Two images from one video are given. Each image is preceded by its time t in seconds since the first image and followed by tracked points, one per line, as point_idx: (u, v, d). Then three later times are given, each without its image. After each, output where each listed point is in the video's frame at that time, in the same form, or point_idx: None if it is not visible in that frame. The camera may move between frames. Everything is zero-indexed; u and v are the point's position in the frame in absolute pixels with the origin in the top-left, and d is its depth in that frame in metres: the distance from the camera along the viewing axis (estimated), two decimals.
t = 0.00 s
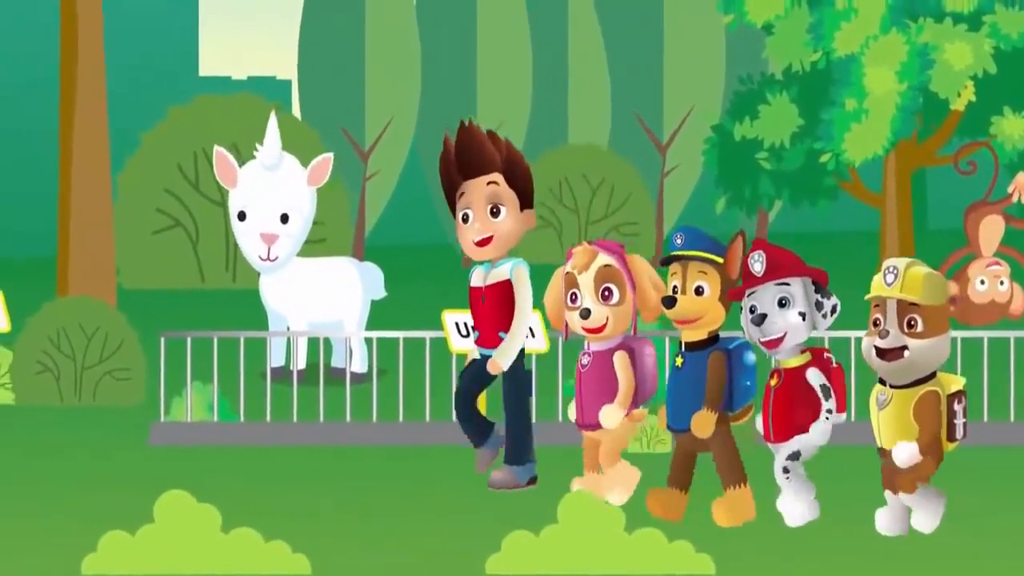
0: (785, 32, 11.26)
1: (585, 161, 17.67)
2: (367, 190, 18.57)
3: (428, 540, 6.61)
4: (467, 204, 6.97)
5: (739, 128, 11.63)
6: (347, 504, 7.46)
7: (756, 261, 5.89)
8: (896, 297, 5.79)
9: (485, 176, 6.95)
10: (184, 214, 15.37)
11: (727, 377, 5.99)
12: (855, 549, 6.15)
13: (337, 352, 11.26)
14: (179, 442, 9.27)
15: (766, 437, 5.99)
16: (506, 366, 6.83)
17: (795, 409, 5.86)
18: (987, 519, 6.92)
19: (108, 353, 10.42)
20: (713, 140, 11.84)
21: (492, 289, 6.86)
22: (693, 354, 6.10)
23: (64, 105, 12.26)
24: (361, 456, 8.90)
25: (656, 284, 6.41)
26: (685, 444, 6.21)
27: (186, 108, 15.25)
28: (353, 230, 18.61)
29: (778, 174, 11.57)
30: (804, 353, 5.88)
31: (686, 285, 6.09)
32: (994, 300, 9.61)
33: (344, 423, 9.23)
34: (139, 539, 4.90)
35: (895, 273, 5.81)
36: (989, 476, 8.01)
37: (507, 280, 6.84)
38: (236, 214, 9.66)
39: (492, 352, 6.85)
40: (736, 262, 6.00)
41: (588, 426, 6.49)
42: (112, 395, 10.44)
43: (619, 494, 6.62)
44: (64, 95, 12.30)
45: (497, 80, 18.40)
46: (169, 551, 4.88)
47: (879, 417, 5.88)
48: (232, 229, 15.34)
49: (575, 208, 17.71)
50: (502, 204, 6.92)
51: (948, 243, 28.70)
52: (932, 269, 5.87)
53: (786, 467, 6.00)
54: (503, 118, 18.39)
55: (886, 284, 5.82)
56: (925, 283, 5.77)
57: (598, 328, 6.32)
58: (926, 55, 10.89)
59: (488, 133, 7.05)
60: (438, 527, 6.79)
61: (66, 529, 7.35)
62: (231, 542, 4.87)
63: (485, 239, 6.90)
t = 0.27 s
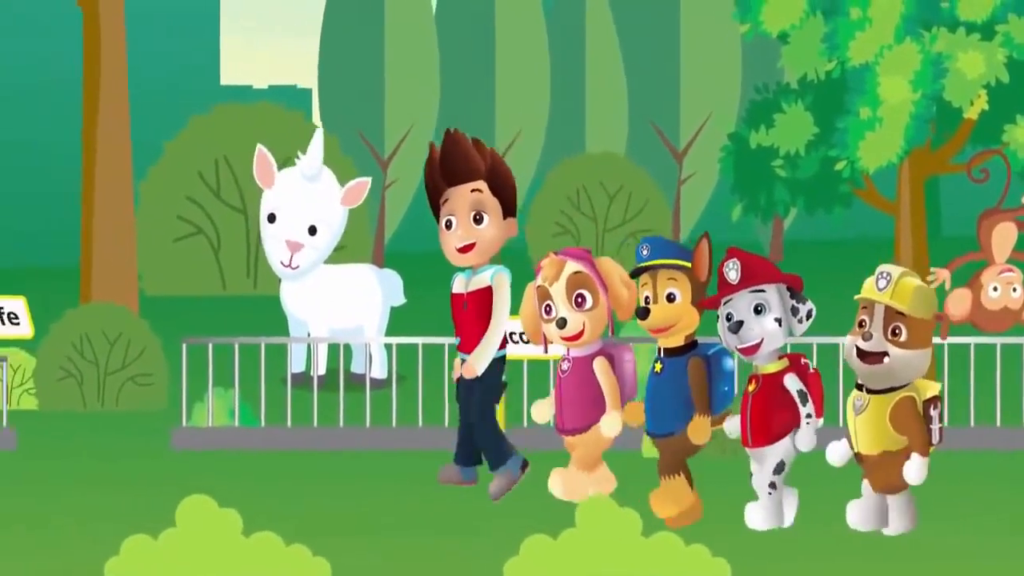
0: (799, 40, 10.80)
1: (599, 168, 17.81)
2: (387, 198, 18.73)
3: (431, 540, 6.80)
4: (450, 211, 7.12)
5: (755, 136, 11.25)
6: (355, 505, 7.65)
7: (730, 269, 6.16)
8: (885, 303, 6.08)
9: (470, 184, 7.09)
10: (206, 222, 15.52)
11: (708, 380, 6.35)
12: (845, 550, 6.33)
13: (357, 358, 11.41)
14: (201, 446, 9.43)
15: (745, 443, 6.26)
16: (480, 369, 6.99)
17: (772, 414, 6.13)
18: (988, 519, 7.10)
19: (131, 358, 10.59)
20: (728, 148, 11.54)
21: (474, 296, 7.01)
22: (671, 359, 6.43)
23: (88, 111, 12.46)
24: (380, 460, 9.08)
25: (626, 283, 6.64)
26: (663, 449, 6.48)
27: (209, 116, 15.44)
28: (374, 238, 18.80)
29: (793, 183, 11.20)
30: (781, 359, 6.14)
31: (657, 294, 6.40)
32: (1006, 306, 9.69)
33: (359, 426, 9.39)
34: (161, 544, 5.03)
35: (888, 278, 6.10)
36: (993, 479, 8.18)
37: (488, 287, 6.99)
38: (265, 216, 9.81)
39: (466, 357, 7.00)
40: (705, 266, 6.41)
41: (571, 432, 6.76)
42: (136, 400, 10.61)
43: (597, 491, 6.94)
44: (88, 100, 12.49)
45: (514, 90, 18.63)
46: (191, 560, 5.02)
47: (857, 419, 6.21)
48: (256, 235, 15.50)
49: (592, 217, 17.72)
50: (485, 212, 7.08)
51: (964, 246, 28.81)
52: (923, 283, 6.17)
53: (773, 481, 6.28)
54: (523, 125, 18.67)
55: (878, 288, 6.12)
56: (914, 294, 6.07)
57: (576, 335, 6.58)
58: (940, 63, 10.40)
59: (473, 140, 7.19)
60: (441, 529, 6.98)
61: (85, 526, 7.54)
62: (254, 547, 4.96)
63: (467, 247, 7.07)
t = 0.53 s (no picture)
0: (817, 51, 10.90)
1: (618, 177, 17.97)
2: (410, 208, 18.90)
3: (438, 544, 6.92)
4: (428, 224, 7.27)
5: (772, 146, 11.21)
6: (367, 509, 7.78)
7: (727, 272, 6.10)
8: (859, 310, 5.98)
9: (445, 196, 7.25)
10: (231, 230, 15.62)
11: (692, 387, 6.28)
12: (839, 555, 6.40)
13: (380, 364, 11.53)
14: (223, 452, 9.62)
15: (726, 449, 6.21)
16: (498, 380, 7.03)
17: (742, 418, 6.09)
18: (995, 527, 7.20)
19: (156, 365, 10.78)
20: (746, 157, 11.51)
21: (459, 303, 7.08)
22: (654, 366, 6.37)
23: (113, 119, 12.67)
24: (399, 466, 9.23)
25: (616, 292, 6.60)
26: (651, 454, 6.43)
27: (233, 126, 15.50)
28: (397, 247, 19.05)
29: (811, 191, 11.26)
30: (762, 366, 6.09)
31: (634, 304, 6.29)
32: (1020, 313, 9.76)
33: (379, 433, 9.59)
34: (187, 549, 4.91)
35: (860, 287, 6.01)
36: (1002, 486, 8.29)
37: (474, 294, 7.07)
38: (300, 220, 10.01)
39: (483, 367, 7.04)
40: (678, 271, 6.24)
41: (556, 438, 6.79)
42: (161, 406, 10.80)
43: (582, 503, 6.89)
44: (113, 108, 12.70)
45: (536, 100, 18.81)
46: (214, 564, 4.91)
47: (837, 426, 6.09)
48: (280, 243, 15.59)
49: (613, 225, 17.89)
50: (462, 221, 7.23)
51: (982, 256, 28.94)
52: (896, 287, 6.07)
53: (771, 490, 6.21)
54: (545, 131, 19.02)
55: (851, 296, 6.01)
56: (888, 299, 5.97)
57: (560, 342, 6.60)
58: (956, 74, 10.58)
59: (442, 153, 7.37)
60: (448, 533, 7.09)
61: (103, 529, 7.71)
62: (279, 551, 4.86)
63: (448, 257, 7.21)
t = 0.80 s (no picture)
0: (836, 63, 11.09)
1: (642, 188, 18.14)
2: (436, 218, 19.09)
3: (452, 547, 7.09)
4: (417, 235, 7.26)
5: (791, 156, 11.37)
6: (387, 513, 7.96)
7: (711, 281, 6.29)
8: (831, 320, 6.13)
9: (434, 206, 7.24)
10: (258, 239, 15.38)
11: (674, 397, 6.42)
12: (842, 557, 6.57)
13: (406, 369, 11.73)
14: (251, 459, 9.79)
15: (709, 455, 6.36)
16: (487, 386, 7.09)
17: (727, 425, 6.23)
18: (1002, 530, 7.37)
19: (185, 372, 10.98)
20: (767, 167, 11.62)
21: (448, 311, 7.14)
22: (640, 373, 6.50)
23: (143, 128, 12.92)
24: (422, 472, 9.42)
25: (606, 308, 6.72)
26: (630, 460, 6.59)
27: (261, 136, 15.52)
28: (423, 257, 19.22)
29: (831, 202, 11.34)
30: (746, 373, 6.25)
31: (628, 309, 6.48)
32: None
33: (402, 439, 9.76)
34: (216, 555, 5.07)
35: (828, 297, 6.15)
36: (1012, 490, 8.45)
37: (463, 302, 7.12)
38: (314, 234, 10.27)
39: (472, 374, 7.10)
40: (675, 284, 6.48)
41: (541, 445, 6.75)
42: (190, 414, 11.00)
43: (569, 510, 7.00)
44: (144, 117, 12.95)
45: (559, 111, 18.99)
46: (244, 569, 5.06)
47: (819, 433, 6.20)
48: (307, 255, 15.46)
49: (635, 235, 18.04)
50: (452, 229, 7.22)
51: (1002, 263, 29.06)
52: (863, 291, 6.22)
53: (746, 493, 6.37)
54: (568, 142, 19.12)
55: (821, 308, 6.16)
56: (857, 304, 6.12)
57: (549, 349, 6.64)
58: (974, 85, 10.71)
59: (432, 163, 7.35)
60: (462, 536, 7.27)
61: (131, 532, 7.90)
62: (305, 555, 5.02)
63: (438, 266, 7.20)
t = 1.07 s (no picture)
0: (858, 76, 11.26)
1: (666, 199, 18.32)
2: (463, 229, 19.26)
3: (473, 551, 7.31)
4: (417, 239, 7.43)
5: (814, 168, 11.56)
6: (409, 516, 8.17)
7: (685, 295, 6.49)
8: (824, 328, 6.27)
9: (436, 214, 7.40)
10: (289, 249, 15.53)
11: (659, 404, 6.54)
12: (852, 561, 6.78)
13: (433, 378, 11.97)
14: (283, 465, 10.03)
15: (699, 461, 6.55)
16: (447, 393, 7.32)
17: (726, 432, 6.43)
18: (1009, 535, 7.58)
19: (216, 381, 11.17)
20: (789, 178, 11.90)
21: (440, 320, 7.33)
22: (628, 382, 6.62)
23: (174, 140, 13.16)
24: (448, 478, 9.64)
25: (592, 318, 6.94)
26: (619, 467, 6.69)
27: (292, 149, 15.76)
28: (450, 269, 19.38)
29: (852, 213, 11.58)
30: (732, 381, 6.46)
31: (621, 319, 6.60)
32: None
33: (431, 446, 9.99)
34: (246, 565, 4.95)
35: (824, 305, 6.28)
36: None
37: (454, 311, 7.32)
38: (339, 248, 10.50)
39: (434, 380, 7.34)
40: (668, 295, 6.60)
41: (529, 450, 7.03)
42: (221, 422, 11.14)
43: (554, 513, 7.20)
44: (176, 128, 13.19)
45: (582, 125, 19.28)
46: None
47: (805, 441, 6.38)
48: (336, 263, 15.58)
49: (659, 245, 18.28)
50: (451, 240, 7.39)
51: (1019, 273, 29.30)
52: (859, 304, 6.36)
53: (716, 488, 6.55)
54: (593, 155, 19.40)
55: (816, 315, 6.29)
56: (851, 316, 6.26)
57: (538, 358, 6.89)
58: (992, 98, 10.89)
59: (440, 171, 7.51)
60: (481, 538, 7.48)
61: (166, 537, 8.10)
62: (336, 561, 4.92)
63: (434, 272, 7.37)
